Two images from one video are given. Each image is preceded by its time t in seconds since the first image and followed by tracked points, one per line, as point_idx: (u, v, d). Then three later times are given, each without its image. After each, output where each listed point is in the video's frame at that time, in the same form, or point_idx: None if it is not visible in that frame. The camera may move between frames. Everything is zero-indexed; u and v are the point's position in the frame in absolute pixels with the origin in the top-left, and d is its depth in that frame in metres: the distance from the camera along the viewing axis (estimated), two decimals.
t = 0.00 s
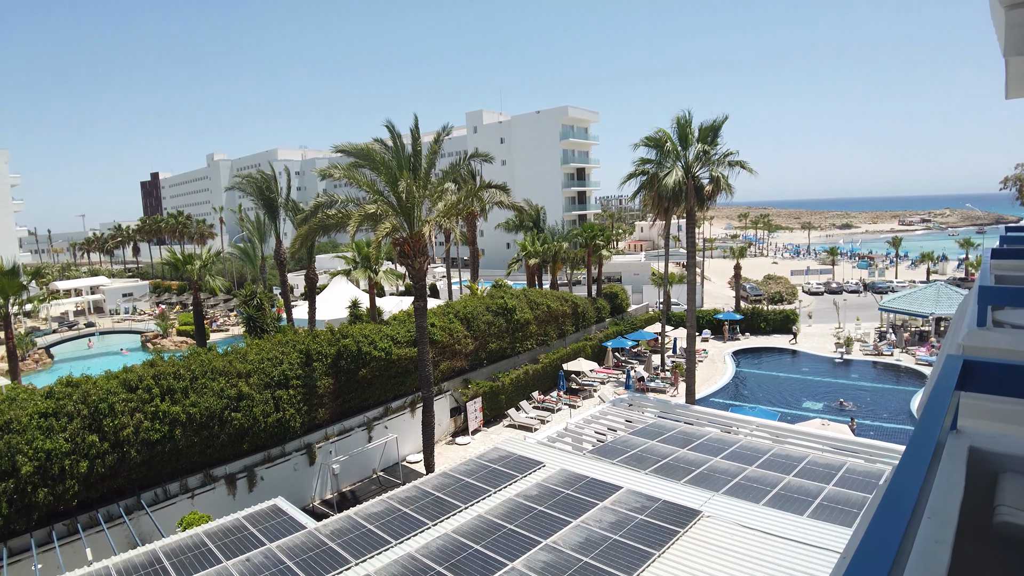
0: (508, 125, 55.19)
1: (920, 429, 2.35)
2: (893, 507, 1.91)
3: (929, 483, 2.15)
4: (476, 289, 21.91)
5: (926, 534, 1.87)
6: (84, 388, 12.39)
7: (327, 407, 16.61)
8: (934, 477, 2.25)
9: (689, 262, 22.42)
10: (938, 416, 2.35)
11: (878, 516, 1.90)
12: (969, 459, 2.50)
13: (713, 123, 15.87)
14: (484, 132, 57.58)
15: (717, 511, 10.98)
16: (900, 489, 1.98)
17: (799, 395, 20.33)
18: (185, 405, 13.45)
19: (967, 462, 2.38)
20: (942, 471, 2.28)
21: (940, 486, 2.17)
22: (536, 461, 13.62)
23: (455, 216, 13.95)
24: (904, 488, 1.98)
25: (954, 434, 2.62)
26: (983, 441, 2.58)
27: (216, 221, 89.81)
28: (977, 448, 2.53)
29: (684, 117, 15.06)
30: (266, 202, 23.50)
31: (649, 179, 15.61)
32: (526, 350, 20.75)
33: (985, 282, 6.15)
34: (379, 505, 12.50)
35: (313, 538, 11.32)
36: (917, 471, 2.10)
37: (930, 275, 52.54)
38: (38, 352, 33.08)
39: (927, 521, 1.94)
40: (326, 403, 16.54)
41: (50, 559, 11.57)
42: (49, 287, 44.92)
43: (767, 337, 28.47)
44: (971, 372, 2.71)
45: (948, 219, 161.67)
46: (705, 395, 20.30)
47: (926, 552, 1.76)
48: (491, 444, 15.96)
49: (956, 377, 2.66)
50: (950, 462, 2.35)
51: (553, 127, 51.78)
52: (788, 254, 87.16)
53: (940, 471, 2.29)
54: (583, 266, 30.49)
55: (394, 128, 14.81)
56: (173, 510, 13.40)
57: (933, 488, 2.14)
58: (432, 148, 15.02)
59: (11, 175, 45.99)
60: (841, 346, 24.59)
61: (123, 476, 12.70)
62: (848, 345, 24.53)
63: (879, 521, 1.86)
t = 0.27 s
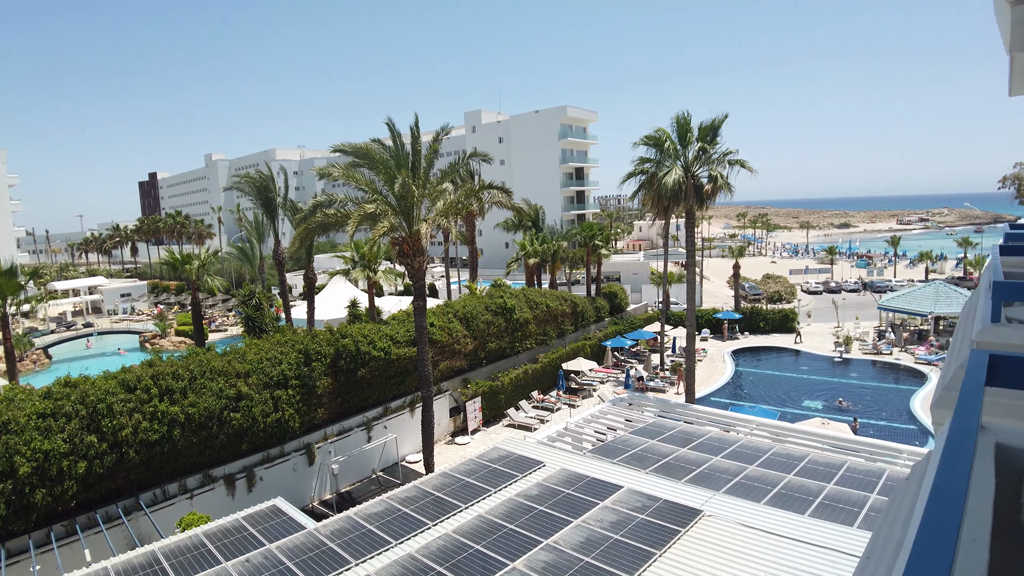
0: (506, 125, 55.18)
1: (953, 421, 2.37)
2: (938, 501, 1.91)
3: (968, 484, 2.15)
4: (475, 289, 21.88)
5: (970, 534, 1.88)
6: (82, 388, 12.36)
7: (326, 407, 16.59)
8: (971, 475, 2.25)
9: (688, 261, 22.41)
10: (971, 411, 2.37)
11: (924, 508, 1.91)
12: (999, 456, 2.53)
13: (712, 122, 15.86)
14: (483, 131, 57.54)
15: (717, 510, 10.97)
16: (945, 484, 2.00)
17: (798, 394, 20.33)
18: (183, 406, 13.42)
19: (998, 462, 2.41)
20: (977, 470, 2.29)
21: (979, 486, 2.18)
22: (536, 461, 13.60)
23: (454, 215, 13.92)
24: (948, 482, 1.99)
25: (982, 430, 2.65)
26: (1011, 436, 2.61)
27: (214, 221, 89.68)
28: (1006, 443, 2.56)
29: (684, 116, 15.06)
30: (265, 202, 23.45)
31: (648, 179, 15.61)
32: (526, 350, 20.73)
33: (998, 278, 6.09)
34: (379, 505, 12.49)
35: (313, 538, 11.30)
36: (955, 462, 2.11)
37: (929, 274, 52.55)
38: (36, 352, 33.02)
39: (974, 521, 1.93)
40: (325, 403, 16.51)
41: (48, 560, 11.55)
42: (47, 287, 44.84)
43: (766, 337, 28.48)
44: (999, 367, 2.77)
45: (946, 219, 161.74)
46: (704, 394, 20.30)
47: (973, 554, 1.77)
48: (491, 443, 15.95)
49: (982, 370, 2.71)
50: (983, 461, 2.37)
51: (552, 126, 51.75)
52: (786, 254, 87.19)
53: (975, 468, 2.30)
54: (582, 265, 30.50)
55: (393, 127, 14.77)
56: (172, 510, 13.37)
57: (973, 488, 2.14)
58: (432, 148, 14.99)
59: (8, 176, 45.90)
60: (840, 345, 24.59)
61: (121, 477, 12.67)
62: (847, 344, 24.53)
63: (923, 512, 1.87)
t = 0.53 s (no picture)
0: (502, 124, 55.08)
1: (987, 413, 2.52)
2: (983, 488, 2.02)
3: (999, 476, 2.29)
4: (472, 288, 21.86)
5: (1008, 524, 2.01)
6: (77, 387, 12.31)
7: (322, 406, 16.55)
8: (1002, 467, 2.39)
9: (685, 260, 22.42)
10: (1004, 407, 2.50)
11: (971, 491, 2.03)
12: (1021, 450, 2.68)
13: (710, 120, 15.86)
14: (479, 130, 57.47)
15: (715, 508, 11.00)
16: (986, 470, 2.13)
17: (795, 392, 20.39)
18: (180, 405, 13.37)
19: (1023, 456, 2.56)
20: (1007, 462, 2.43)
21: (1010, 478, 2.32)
22: (533, 460, 13.60)
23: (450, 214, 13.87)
24: (991, 469, 2.12)
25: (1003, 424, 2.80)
26: None
27: (209, 219, 89.33)
28: None
29: (681, 114, 15.06)
30: (260, 201, 23.37)
31: (646, 177, 15.62)
32: (522, 348, 20.72)
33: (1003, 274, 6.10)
34: (376, 504, 12.48)
35: (310, 537, 11.29)
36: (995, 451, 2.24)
37: (924, 273, 52.70)
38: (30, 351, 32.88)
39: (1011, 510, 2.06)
40: (322, 402, 16.48)
41: (44, 560, 11.51)
42: (41, 286, 44.66)
43: (762, 335, 28.54)
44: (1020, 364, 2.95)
45: (942, 218, 162.27)
46: (701, 393, 20.34)
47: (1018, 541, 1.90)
48: (488, 442, 15.94)
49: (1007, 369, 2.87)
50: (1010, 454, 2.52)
51: (548, 125, 51.72)
52: (782, 252, 87.29)
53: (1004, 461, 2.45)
54: (578, 264, 30.49)
55: (390, 124, 14.71)
56: (168, 509, 13.34)
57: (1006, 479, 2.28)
58: (429, 146, 14.96)
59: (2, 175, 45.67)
60: (836, 343, 24.65)
61: (117, 477, 12.62)
62: (843, 343, 24.60)
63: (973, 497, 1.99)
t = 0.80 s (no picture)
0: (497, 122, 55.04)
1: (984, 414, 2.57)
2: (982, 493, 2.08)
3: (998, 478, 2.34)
4: (466, 285, 21.83)
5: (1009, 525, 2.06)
6: (69, 385, 12.23)
7: (315, 404, 16.50)
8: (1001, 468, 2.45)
9: (679, 259, 22.48)
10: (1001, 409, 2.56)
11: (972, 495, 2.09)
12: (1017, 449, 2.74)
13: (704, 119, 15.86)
14: (474, 129, 57.42)
15: (709, 507, 11.02)
16: (986, 474, 2.18)
17: (788, 392, 20.46)
18: (172, 403, 13.31)
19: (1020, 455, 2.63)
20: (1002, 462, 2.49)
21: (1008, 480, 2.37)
22: (527, 458, 13.60)
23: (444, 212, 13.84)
24: (989, 472, 2.17)
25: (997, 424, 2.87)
26: None
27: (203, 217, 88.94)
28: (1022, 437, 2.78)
29: (675, 114, 15.06)
30: (254, 198, 23.29)
31: (640, 176, 15.63)
32: (517, 347, 20.71)
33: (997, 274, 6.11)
34: (370, 502, 12.45)
35: (303, 536, 11.25)
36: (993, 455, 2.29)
37: (917, 273, 52.95)
38: (22, 348, 32.70)
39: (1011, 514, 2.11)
40: (315, 400, 16.43)
41: (34, 559, 11.44)
42: (33, 284, 44.41)
43: (756, 335, 28.62)
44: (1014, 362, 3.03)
45: (934, 219, 163.28)
46: (695, 392, 20.39)
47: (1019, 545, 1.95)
48: (481, 441, 15.93)
49: (1001, 369, 2.93)
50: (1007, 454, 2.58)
51: (543, 124, 51.72)
52: (776, 252, 87.63)
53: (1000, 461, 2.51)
54: (573, 263, 30.51)
55: (385, 122, 14.66)
56: (161, 508, 13.27)
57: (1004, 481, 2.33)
58: (423, 143, 14.92)
59: None
60: (829, 342, 24.74)
61: (109, 475, 12.55)
62: (836, 342, 24.69)
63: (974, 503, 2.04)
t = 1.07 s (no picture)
0: (490, 122, 55.02)
1: (961, 424, 2.64)
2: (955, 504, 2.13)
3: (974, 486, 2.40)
4: (457, 285, 21.77)
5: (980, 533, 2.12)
6: (57, 385, 12.12)
7: (306, 404, 16.43)
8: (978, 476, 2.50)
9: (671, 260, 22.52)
10: (977, 420, 2.62)
11: (946, 505, 2.14)
12: (995, 455, 2.80)
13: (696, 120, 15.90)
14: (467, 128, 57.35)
15: (699, 506, 11.06)
16: (959, 487, 2.24)
17: (778, 392, 20.55)
18: (162, 402, 13.21)
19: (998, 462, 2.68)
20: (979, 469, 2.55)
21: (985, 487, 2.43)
22: (518, 458, 13.59)
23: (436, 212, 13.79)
24: (963, 483, 2.23)
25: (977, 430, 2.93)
26: (1005, 437, 2.88)
27: (195, 215, 88.40)
28: (1001, 443, 2.83)
29: (667, 114, 15.10)
30: (245, 196, 23.14)
31: (632, 177, 15.67)
32: (508, 346, 20.70)
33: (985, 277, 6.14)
34: (360, 502, 12.41)
35: (293, 536, 11.20)
36: (968, 467, 2.35)
37: (907, 274, 53.29)
38: (9, 347, 32.33)
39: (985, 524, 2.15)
40: (305, 400, 16.36)
41: (22, 560, 11.31)
42: (21, 282, 43.95)
43: (746, 335, 28.73)
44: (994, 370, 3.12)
45: (924, 220, 164.60)
46: (686, 392, 20.44)
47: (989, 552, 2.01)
48: (472, 441, 15.91)
49: (980, 377, 3.00)
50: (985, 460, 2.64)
51: (536, 124, 51.73)
52: (767, 253, 88.01)
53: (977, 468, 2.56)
54: (565, 263, 30.53)
55: (377, 120, 14.62)
56: (150, 508, 13.17)
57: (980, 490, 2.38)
58: (415, 142, 14.88)
59: None
60: (820, 343, 24.86)
61: (98, 475, 12.45)
62: (826, 343, 24.81)
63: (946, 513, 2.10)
